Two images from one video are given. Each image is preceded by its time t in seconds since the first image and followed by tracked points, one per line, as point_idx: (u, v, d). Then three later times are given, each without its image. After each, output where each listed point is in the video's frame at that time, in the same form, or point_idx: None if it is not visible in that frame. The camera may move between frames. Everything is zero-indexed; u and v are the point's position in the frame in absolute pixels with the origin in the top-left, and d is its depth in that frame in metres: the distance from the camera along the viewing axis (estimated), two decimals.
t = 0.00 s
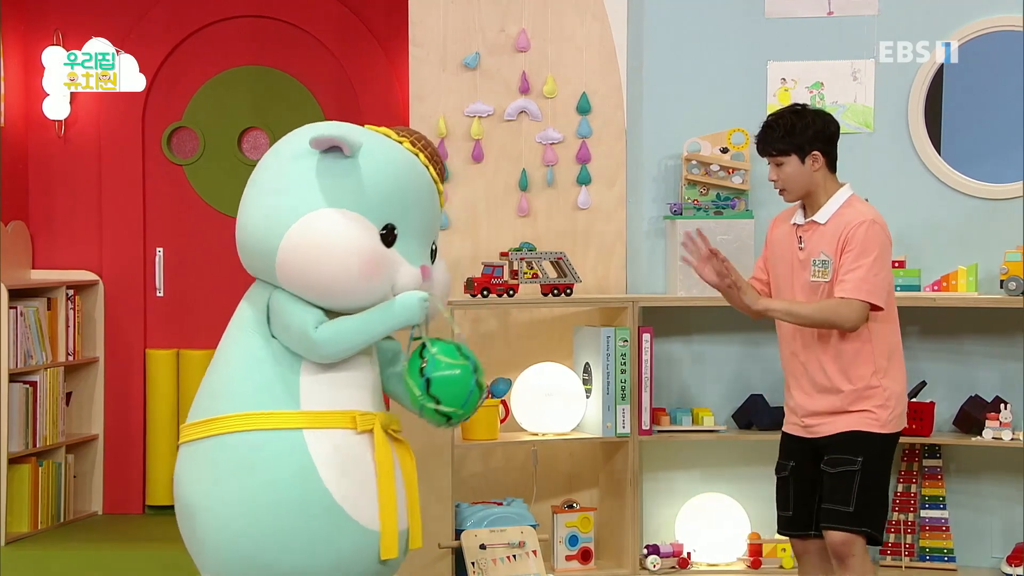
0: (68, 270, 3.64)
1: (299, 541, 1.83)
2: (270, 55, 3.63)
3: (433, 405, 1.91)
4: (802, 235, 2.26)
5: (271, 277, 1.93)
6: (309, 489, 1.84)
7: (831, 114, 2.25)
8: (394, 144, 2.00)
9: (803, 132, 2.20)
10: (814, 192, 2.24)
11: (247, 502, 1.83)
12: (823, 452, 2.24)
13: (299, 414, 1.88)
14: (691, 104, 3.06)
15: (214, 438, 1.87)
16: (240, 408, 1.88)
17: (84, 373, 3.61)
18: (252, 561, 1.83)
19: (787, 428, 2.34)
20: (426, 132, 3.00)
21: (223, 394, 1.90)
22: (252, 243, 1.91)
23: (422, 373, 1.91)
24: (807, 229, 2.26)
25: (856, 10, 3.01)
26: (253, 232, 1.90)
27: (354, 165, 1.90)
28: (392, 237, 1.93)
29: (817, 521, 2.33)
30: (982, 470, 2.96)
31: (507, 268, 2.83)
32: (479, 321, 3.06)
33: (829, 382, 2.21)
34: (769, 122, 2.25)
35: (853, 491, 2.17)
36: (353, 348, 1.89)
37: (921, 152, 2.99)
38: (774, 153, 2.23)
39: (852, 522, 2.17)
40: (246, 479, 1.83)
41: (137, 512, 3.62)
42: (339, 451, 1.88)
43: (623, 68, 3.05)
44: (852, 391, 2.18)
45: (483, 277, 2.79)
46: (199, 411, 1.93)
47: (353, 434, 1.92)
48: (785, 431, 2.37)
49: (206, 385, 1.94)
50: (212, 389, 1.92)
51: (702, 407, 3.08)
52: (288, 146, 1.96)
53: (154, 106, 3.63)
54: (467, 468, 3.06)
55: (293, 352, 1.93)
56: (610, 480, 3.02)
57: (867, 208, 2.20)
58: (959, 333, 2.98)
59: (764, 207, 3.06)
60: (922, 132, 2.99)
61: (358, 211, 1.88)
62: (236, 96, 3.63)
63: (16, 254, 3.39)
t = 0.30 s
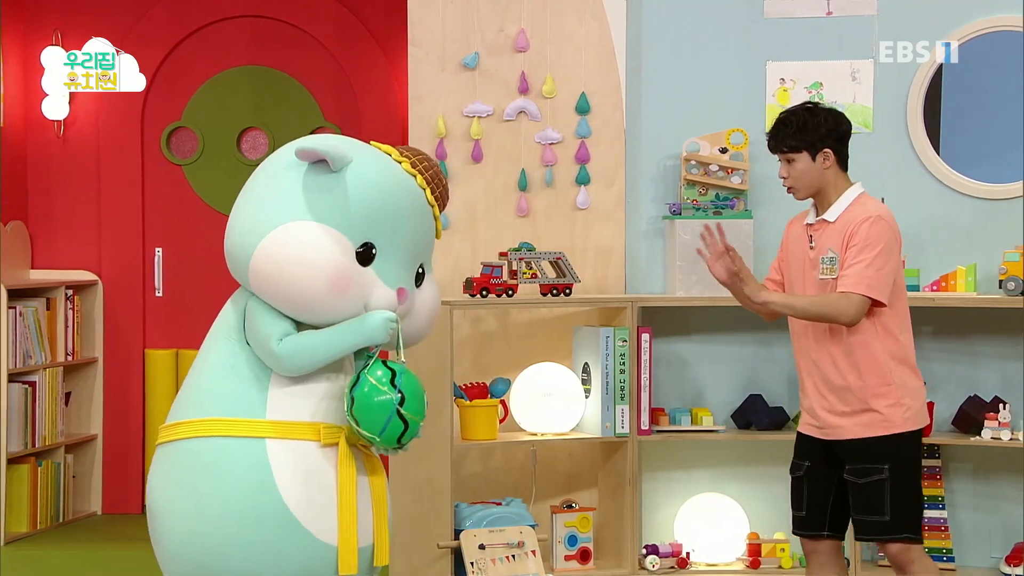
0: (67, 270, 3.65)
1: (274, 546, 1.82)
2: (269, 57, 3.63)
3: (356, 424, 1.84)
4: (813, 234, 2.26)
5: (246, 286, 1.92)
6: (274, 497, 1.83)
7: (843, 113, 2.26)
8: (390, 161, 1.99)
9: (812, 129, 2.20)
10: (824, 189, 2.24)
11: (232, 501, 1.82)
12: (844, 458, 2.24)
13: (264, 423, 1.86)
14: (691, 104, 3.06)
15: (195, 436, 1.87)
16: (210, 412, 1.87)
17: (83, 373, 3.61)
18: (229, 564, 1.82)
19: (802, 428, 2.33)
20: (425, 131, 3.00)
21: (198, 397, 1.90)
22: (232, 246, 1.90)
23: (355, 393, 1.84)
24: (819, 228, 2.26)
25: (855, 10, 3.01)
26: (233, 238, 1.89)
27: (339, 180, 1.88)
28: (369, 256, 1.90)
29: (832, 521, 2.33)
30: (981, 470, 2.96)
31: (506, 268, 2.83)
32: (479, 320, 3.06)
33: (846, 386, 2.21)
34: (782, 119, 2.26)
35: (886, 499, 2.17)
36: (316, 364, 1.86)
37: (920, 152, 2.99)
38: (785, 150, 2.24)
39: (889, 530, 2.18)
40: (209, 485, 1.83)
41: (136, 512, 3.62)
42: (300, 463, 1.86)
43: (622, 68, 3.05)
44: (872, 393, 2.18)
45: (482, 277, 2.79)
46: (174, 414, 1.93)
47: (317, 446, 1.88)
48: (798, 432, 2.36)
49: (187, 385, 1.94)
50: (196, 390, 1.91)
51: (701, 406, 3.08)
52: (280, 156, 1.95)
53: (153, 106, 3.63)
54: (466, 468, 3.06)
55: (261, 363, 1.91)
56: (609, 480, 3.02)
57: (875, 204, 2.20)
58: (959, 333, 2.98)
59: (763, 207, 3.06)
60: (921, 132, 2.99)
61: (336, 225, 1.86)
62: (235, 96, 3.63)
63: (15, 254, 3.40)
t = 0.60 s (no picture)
0: (64, 270, 3.65)
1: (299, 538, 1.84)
2: (266, 57, 3.63)
3: (396, 415, 1.90)
4: (820, 238, 2.27)
5: (260, 278, 1.92)
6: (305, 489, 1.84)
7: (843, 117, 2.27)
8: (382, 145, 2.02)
9: (812, 133, 2.22)
10: (827, 195, 2.26)
11: (259, 496, 1.82)
12: (858, 460, 2.25)
13: (289, 415, 1.88)
14: (686, 104, 3.07)
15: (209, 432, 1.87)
16: (231, 409, 1.87)
17: (80, 374, 3.63)
18: (256, 558, 1.83)
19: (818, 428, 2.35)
20: (422, 132, 3.01)
21: (215, 398, 1.89)
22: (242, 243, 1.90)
23: (391, 384, 1.90)
24: (826, 232, 2.27)
25: (850, 11, 3.02)
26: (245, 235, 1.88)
27: (345, 165, 1.91)
28: (382, 237, 1.93)
29: (845, 520, 2.34)
30: (976, 469, 2.98)
31: (502, 269, 2.83)
32: (474, 320, 3.07)
33: (858, 387, 2.21)
34: (781, 124, 2.28)
35: (901, 502, 2.18)
36: (345, 348, 1.88)
37: (914, 153, 3.00)
38: (785, 155, 2.25)
39: (905, 533, 2.18)
40: (237, 481, 1.83)
41: (133, 511, 3.63)
42: (329, 453, 1.88)
43: (618, 68, 3.06)
44: (884, 395, 2.18)
45: (478, 278, 2.81)
46: (187, 413, 1.92)
47: (343, 435, 1.91)
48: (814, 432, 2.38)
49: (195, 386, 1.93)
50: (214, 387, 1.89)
51: (697, 406, 3.09)
52: (277, 147, 1.95)
53: (151, 106, 3.64)
54: (462, 468, 3.07)
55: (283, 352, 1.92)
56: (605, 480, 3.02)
57: (879, 206, 2.20)
58: (956, 333, 2.99)
59: (759, 207, 3.07)
60: (915, 131, 3.00)
61: (346, 208, 1.88)
62: (233, 94, 3.64)
63: (12, 254, 3.40)
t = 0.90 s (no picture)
0: (60, 270, 3.67)
1: (319, 527, 1.86)
2: (260, 58, 3.66)
3: (467, 372, 1.97)
4: (809, 239, 2.31)
5: (268, 268, 1.94)
6: (325, 477, 1.87)
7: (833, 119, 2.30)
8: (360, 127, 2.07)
9: (799, 133, 2.25)
10: (814, 195, 2.29)
11: (273, 488, 1.84)
12: (843, 459, 2.28)
13: (307, 405, 1.90)
14: (676, 106, 3.10)
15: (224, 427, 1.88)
16: (248, 402, 1.89)
17: (76, 373, 3.64)
18: (274, 550, 1.84)
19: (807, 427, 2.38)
20: (415, 132, 3.04)
21: (231, 393, 1.90)
22: (246, 242, 1.93)
23: (453, 344, 1.96)
24: (814, 233, 2.30)
25: (839, 14, 3.05)
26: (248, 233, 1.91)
27: (334, 146, 1.95)
28: (382, 211, 1.98)
29: (833, 518, 2.37)
30: (963, 467, 3.01)
31: (495, 268, 2.87)
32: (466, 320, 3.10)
33: (843, 386, 2.24)
34: (772, 124, 2.32)
35: (885, 501, 2.21)
36: (366, 323, 1.90)
37: (902, 154, 3.03)
38: (774, 155, 2.30)
39: (890, 531, 2.21)
40: (261, 471, 1.85)
41: (128, 510, 3.66)
42: (350, 441, 1.91)
43: (609, 70, 3.09)
44: (870, 393, 2.21)
45: (471, 277, 2.83)
46: (199, 409, 1.94)
47: (361, 424, 1.95)
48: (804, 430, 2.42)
49: (204, 383, 1.95)
50: (223, 384, 1.92)
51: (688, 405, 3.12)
52: (267, 137, 1.98)
53: (147, 106, 3.67)
54: (455, 467, 3.10)
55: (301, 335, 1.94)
56: (597, 477, 3.05)
57: (865, 207, 2.23)
58: (942, 332, 3.03)
59: (748, 208, 3.10)
60: (903, 132, 3.03)
61: (337, 185, 1.92)
62: (225, 94, 3.66)
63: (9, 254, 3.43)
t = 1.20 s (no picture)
0: (58, 270, 3.70)
1: (309, 530, 1.85)
2: (256, 61, 3.70)
3: (452, 402, 2.04)
4: (790, 244, 2.34)
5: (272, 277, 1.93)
6: (318, 481, 1.87)
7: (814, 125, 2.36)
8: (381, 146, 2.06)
9: (775, 138, 2.32)
10: (793, 199, 2.34)
11: (265, 489, 1.84)
12: (831, 457, 2.32)
13: (304, 411, 1.90)
14: (668, 108, 3.14)
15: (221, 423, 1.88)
16: (250, 404, 1.88)
17: (73, 373, 3.67)
18: (262, 552, 1.84)
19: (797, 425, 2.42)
20: (409, 134, 3.07)
21: (228, 395, 1.89)
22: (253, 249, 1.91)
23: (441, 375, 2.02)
24: (794, 237, 2.34)
25: (828, 18, 3.09)
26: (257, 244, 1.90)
27: (354, 164, 1.94)
28: (391, 233, 1.98)
29: (819, 515, 2.40)
30: (951, 465, 3.05)
31: (488, 269, 2.90)
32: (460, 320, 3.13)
33: (830, 386, 2.28)
34: (753, 129, 2.38)
35: (872, 498, 2.24)
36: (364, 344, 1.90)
37: (891, 156, 3.07)
38: (753, 158, 2.35)
39: (877, 528, 2.25)
40: (257, 474, 1.84)
41: (126, 508, 3.70)
42: (345, 448, 1.91)
43: (601, 73, 3.12)
44: (856, 394, 2.25)
45: (465, 277, 2.88)
46: (196, 410, 1.92)
47: (355, 432, 1.95)
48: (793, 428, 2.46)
49: (202, 384, 1.94)
50: (221, 389, 1.90)
51: (679, 403, 3.16)
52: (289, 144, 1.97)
53: (143, 108, 3.70)
54: (449, 464, 3.13)
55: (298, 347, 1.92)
56: (589, 475, 3.09)
57: (842, 211, 2.26)
58: (928, 332, 3.07)
59: (739, 209, 3.13)
60: (892, 134, 3.06)
61: (355, 204, 1.91)
62: (223, 95, 3.70)
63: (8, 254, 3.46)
